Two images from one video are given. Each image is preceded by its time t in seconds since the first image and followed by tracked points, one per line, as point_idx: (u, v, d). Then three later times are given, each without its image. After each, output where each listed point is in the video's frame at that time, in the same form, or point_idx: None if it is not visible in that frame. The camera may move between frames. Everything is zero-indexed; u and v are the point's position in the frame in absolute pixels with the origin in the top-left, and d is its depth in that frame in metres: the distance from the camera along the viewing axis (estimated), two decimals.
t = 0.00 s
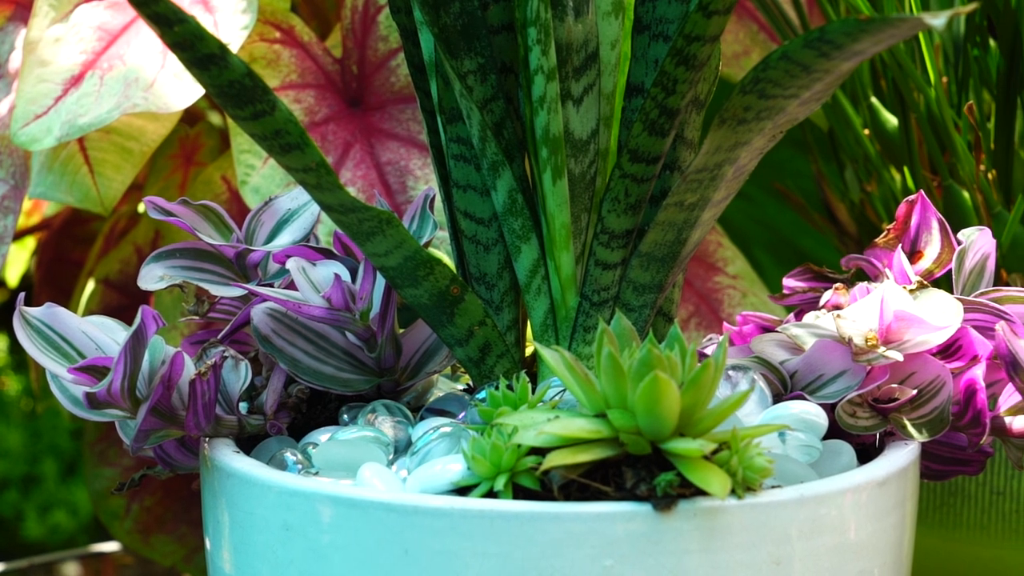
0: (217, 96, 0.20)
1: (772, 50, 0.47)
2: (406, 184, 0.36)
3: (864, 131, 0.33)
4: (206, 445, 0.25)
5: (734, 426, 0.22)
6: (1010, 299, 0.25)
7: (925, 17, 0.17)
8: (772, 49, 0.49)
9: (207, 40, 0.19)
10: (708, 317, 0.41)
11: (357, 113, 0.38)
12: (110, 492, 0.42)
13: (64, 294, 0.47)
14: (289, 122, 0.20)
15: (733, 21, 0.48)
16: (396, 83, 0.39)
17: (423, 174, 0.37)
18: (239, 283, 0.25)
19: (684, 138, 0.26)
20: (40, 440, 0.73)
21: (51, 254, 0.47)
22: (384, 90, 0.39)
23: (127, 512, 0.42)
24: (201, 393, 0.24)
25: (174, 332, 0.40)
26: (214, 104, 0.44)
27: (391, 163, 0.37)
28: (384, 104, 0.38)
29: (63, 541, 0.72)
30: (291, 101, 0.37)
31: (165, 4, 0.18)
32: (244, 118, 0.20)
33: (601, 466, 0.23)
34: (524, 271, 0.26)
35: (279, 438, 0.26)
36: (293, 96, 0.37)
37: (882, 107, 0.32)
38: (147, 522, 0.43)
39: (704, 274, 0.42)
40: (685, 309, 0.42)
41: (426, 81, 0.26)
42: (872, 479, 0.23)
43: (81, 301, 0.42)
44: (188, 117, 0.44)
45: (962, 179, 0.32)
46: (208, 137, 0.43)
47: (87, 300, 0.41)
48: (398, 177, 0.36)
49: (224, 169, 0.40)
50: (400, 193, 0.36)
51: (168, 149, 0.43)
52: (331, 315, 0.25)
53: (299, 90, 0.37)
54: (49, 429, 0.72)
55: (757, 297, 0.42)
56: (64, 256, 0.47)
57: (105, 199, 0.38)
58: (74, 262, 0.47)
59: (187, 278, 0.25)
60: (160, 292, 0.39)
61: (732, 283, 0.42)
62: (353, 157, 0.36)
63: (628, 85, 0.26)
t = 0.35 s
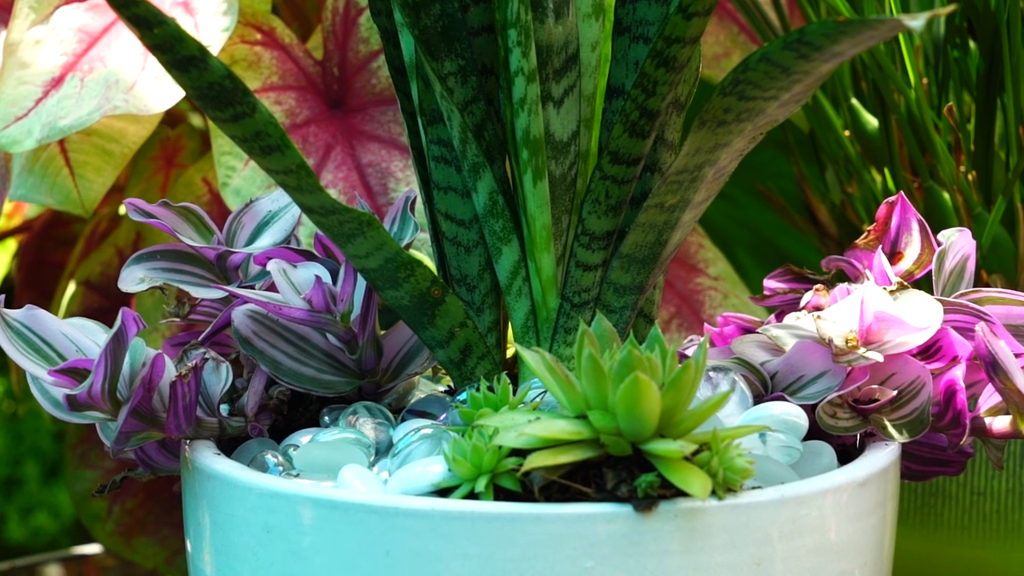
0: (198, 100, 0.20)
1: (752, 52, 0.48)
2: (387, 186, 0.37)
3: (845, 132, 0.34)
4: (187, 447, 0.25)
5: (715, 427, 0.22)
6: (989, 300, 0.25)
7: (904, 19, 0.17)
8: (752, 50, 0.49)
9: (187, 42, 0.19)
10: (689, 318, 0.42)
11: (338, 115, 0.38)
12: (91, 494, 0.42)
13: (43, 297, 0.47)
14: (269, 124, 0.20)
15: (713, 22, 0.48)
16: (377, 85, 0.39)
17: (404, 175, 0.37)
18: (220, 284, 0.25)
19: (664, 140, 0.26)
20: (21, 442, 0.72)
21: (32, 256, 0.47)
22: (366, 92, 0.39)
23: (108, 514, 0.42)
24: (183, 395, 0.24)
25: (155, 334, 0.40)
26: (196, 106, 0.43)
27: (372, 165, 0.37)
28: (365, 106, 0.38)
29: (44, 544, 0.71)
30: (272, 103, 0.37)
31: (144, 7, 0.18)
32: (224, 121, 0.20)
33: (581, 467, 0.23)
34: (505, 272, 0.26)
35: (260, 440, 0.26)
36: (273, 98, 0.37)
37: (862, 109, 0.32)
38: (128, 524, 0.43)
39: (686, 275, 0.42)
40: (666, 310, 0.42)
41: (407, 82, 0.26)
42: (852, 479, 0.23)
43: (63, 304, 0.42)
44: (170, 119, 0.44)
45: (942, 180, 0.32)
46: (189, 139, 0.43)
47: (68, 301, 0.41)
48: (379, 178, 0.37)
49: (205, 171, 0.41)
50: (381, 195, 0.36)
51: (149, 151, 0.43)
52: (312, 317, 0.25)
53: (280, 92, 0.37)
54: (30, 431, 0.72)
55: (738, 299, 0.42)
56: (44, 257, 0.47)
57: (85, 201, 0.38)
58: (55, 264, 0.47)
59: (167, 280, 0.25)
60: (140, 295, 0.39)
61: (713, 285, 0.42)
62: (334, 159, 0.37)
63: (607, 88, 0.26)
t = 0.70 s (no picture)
0: (196, 105, 0.21)
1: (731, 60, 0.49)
2: (379, 188, 0.38)
3: (819, 138, 0.35)
4: (189, 439, 0.26)
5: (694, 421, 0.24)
6: (958, 299, 0.26)
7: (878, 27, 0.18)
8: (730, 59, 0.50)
9: (187, 50, 0.20)
10: (669, 315, 0.43)
11: (332, 120, 0.39)
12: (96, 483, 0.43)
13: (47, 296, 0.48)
14: (267, 128, 0.21)
15: (694, 31, 0.49)
16: (369, 91, 0.40)
17: (396, 178, 0.38)
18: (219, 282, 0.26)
19: (646, 144, 0.27)
20: (29, 434, 0.72)
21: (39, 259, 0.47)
22: (359, 97, 0.40)
23: (113, 502, 0.43)
24: (184, 389, 0.25)
25: (155, 329, 0.41)
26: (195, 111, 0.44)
27: (365, 168, 0.38)
28: (358, 111, 0.40)
29: (52, 531, 0.71)
30: (269, 108, 0.38)
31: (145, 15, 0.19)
32: (220, 125, 0.21)
33: (566, 459, 0.24)
34: (493, 272, 0.27)
35: (258, 432, 0.27)
36: (270, 103, 0.38)
37: (836, 115, 0.33)
38: (132, 513, 0.44)
39: (666, 274, 0.44)
40: (648, 308, 0.43)
41: (398, 88, 0.27)
42: (825, 470, 0.24)
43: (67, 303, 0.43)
44: (171, 123, 0.45)
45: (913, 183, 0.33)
46: (189, 143, 0.44)
47: (73, 300, 0.43)
48: (372, 181, 0.38)
49: (204, 174, 0.41)
50: (374, 197, 0.37)
51: (150, 154, 0.44)
52: (307, 314, 0.26)
53: (277, 97, 0.38)
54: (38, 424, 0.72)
55: (717, 297, 0.43)
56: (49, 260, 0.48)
57: (90, 203, 0.39)
58: (61, 263, 0.48)
59: (168, 279, 0.26)
60: (143, 293, 0.40)
61: (693, 284, 0.43)
62: (328, 162, 0.38)
63: (594, 94, 0.27)
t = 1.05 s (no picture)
0: (241, 130, 0.25)
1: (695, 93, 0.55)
2: (397, 202, 0.42)
3: (770, 159, 0.39)
4: (236, 415, 0.31)
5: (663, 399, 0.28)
6: (888, 294, 0.31)
7: (818, 65, 0.22)
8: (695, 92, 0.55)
9: (232, 84, 0.24)
10: (642, 310, 0.48)
11: (356, 144, 0.44)
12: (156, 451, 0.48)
13: (117, 297, 0.53)
14: (300, 152, 0.25)
15: (663, 69, 0.55)
16: (389, 119, 0.44)
17: (411, 194, 0.43)
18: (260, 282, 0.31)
19: (623, 164, 0.31)
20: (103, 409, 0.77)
21: (107, 269, 0.52)
22: (380, 124, 0.44)
23: (172, 467, 0.48)
24: (230, 372, 0.30)
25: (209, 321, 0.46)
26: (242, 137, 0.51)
27: (385, 185, 0.42)
28: (379, 136, 0.44)
29: (122, 489, 0.79)
30: (303, 134, 0.42)
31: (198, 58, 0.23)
32: (263, 148, 0.25)
33: (555, 430, 0.29)
34: (493, 272, 0.31)
35: (294, 409, 0.32)
36: (304, 129, 0.43)
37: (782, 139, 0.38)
38: (188, 475, 0.49)
39: (640, 274, 0.49)
40: (623, 304, 0.48)
41: (411, 118, 0.31)
42: (776, 440, 0.29)
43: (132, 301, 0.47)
44: (219, 147, 0.51)
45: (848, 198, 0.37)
46: (236, 163, 0.50)
47: (138, 297, 0.47)
48: (391, 196, 0.42)
49: (248, 190, 0.46)
50: (392, 210, 0.42)
51: (203, 173, 0.50)
52: (335, 308, 0.30)
53: (310, 124, 0.43)
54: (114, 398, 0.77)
55: (683, 294, 0.48)
56: (115, 270, 0.52)
57: (150, 214, 0.43)
58: (128, 265, 0.53)
59: (217, 279, 0.30)
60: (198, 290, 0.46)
61: (663, 282, 0.49)
62: (354, 179, 0.42)
63: (575, 122, 0.32)
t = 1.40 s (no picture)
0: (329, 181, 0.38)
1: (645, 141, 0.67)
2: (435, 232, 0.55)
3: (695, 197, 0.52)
4: (326, 375, 0.45)
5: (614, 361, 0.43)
6: (764, 291, 0.44)
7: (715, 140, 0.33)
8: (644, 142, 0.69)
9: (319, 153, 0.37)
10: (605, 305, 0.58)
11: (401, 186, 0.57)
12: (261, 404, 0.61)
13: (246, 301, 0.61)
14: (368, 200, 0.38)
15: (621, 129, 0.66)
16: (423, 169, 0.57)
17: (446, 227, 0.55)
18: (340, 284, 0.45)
19: (588, 204, 0.45)
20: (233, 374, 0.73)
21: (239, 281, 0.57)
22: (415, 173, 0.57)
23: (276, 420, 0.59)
24: (322, 345, 0.44)
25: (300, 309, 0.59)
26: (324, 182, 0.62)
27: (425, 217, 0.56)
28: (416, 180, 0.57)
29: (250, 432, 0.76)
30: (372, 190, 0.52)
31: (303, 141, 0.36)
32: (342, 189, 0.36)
33: (542, 384, 0.43)
34: (500, 277, 0.46)
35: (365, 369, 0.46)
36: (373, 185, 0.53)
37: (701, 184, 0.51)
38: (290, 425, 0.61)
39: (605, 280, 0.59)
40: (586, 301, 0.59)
41: (447, 174, 0.46)
42: (689, 393, 0.41)
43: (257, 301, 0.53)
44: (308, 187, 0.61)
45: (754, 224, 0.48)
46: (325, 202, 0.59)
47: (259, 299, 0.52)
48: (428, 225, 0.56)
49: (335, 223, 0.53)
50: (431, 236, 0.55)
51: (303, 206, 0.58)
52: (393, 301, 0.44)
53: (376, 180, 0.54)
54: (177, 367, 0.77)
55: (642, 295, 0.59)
56: (247, 280, 0.58)
57: (269, 237, 0.47)
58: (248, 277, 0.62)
59: (313, 281, 0.44)
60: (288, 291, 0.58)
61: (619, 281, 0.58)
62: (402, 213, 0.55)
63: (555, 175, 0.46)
